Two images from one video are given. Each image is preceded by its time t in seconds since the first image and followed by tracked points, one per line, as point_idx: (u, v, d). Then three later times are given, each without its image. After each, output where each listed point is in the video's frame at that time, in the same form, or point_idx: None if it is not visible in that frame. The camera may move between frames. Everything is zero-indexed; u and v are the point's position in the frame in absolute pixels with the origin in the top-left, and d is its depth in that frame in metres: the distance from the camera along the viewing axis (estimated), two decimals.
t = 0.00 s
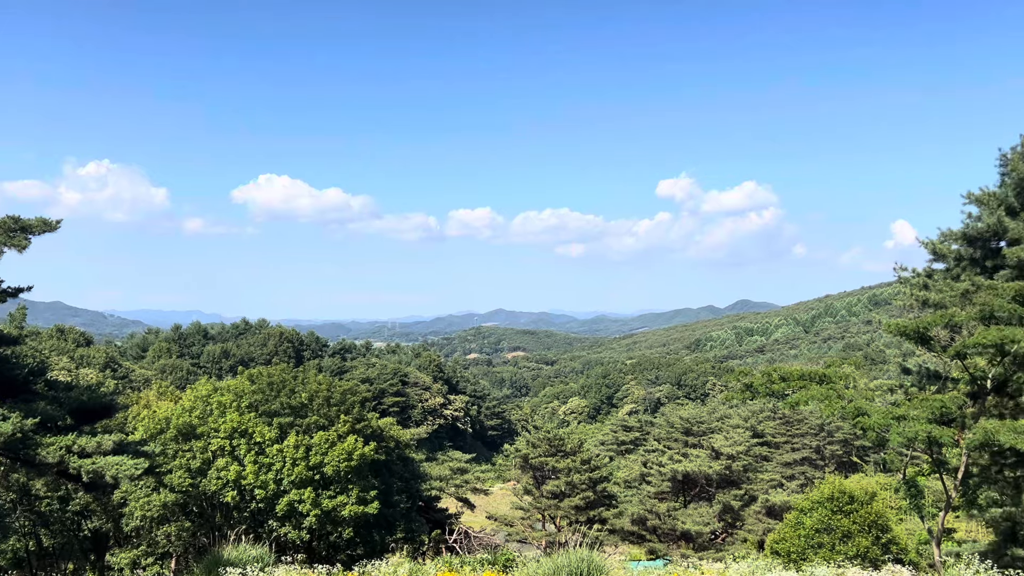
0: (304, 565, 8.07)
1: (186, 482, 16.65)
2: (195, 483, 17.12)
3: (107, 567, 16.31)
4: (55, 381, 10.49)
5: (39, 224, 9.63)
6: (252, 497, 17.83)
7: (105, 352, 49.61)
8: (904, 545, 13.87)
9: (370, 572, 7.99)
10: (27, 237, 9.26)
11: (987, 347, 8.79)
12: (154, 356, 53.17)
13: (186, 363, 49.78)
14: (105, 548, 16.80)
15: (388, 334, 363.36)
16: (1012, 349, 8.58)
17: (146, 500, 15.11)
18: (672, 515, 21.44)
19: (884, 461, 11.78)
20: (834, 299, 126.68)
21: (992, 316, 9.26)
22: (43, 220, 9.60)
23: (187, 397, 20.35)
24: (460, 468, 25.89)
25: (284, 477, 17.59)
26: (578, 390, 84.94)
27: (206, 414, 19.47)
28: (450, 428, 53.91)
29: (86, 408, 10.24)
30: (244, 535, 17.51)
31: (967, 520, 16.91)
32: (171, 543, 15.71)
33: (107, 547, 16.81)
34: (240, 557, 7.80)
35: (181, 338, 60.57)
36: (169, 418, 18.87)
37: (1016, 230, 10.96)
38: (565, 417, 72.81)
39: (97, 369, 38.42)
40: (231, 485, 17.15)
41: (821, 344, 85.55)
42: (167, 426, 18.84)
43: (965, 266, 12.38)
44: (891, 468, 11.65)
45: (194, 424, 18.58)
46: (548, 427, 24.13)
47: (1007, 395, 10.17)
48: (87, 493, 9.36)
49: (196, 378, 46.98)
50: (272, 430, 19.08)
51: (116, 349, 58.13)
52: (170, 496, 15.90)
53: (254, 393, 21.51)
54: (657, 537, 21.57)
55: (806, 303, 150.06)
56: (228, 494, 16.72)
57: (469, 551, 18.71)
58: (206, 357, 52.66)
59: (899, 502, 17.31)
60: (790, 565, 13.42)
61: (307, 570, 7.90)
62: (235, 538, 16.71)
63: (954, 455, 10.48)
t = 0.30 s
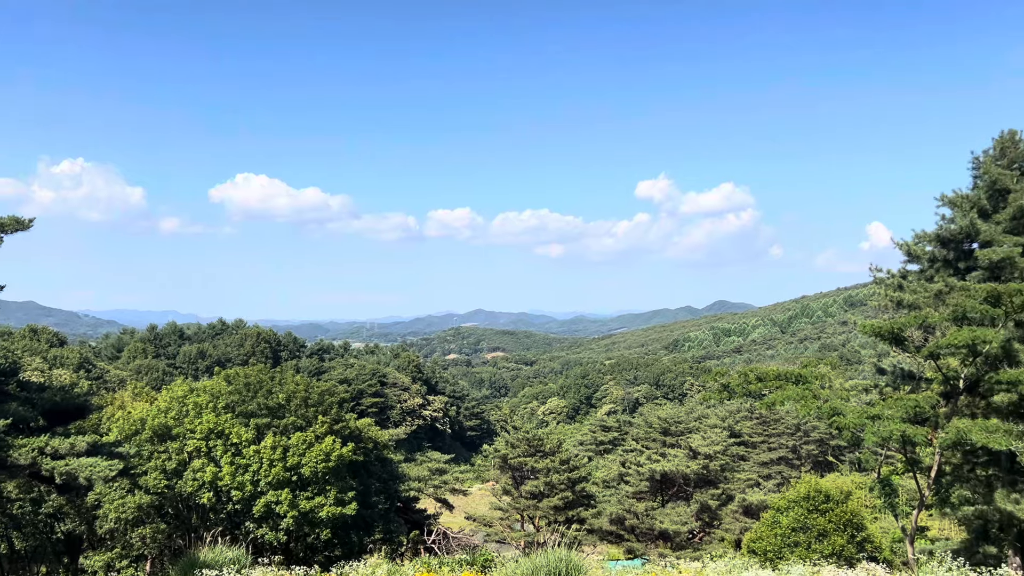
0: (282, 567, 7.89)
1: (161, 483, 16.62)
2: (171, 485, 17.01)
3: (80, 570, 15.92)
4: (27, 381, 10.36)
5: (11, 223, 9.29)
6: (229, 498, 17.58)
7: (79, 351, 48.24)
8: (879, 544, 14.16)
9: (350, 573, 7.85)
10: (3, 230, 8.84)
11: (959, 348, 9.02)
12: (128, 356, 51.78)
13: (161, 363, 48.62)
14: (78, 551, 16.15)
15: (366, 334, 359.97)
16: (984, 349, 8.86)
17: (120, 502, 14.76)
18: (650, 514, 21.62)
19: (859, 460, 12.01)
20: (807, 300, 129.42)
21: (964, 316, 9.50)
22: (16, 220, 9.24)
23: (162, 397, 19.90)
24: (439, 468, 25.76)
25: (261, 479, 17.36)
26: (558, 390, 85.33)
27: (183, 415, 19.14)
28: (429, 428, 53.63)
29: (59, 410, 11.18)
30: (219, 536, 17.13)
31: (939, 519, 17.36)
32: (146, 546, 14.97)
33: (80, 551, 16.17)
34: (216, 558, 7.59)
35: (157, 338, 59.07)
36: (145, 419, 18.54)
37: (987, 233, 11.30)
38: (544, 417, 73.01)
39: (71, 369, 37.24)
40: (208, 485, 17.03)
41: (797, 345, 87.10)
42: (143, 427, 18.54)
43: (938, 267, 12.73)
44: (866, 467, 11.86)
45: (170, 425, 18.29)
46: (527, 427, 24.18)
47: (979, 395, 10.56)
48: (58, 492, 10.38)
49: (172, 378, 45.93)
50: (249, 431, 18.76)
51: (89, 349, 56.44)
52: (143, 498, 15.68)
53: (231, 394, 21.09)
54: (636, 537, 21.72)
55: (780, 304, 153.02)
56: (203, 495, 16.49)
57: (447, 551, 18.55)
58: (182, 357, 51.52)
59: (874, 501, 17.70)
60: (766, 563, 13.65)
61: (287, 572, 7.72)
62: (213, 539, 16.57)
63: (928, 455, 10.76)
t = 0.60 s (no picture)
0: (258, 569, 7.69)
1: (136, 484, 16.02)
2: (145, 486, 16.43)
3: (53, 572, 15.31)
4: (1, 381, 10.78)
5: None
6: (204, 500, 17.13)
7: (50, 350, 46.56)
8: (853, 542, 14.42)
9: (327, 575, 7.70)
10: None
11: (932, 348, 9.28)
12: (102, 356, 50.11)
13: (135, 363, 47.20)
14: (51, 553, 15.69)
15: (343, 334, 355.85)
16: (956, 350, 9.16)
17: (92, 504, 14.81)
18: (628, 514, 21.74)
19: (834, 460, 12.24)
20: (781, 301, 131.81)
21: (938, 317, 9.76)
22: None
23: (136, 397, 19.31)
24: (417, 469, 25.55)
25: (237, 480, 17.02)
26: (536, 390, 85.55)
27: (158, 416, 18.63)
28: (407, 428, 53.19)
29: (30, 410, 11.04)
30: (195, 539, 16.81)
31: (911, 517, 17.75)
32: (120, 548, 15.09)
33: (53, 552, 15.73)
34: (191, 560, 7.36)
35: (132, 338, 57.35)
36: (118, 420, 17.80)
37: (958, 234, 11.64)
38: (522, 417, 73.01)
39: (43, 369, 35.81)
40: (183, 487, 16.52)
41: (773, 345, 88.63)
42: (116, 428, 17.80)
43: (912, 269, 13.05)
44: (840, 466, 12.09)
45: (144, 426, 17.71)
46: (505, 427, 24.17)
47: (950, 394, 10.76)
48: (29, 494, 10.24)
49: (147, 379, 44.68)
50: (225, 432, 18.37)
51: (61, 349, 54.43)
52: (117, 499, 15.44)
53: (206, 395, 20.63)
54: (613, 537, 21.84)
55: (754, 305, 155.65)
56: (179, 497, 16.09)
57: (425, 552, 18.37)
58: (157, 357, 50.10)
59: (848, 500, 18.06)
60: (743, 562, 13.84)
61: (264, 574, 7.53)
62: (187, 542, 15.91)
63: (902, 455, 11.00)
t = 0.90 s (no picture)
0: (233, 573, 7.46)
1: (109, 486, 15.66)
2: (118, 488, 15.99)
3: None
4: None
5: None
6: (178, 501, 16.69)
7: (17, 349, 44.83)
8: (827, 541, 14.69)
9: None
10: None
11: (905, 349, 9.55)
12: (75, 357, 48.41)
13: (107, 363, 45.67)
14: (19, 557, 14.57)
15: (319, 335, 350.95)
16: (927, 351, 9.44)
17: (64, 506, 14.15)
18: (605, 515, 21.83)
19: (809, 461, 12.44)
20: (756, 303, 134.18)
21: (909, 318, 10.06)
22: None
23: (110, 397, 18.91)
24: (393, 471, 25.28)
25: (212, 481, 16.63)
26: (514, 391, 85.62)
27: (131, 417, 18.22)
28: (385, 429, 52.67)
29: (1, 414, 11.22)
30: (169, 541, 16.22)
31: (883, 516, 18.16)
32: (91, 551, 14.58)
33: (21, 556, 14.61)
34: (164, 563, 7.10)
35: (106, 338, 55.71)
36: (92, 420, 17.41)
37: (930, 237, 11.99)
38: (500, 418, 72.99)
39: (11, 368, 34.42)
40: (157, 489, 16.16)
41: (749, 346, 90.11)
42: (88, 429, 17.36)
43: (886, 271, 13.41)
44: (815, 467, 12.32)
45: (118, 427, 17.27)
46: (483, 428, 24.12)
47: (923, 395, 11.07)
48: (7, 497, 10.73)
49: (121, 379, 43.31)
50: (199, 432, 18.06)
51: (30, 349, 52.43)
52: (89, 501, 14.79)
53: (181, 395, 20.50)
54: (590, 537, 21.93)
55: (729, 307, 158.23)
56: (152, 499, 15.74)
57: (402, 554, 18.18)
58: (131, 357, 48.58)
59: (822, 499, 18.42)
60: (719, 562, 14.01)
61: None
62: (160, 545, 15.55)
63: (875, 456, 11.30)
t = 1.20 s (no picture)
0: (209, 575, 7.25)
1: (81, 488, 15.17)
2: (90, 490, 15.54)
3: None
4: None
5: None
6: (152, 503, 16.35)
7: None
8: (802, 540, 14.93)
9: None
10: None
11: (879, 350, 9.79)
12: (46, 357, 46.22)
13: (80, 363, 43.95)
14: None
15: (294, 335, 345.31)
16: (900, 352, 9.70)
17: (35, 509, 13.52)
18: (583, 515, 21.87)
19: (785, 461, 12.62)
20: (731, 305, 136.45)
21: (883, 320, 10.30)
22: None
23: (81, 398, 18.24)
24: (370, 472, 24.96)
25: (186, 483, 16.24)
26: (492, 391, 85.54)
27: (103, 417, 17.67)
28: (362, 430, 52.05)
29: None
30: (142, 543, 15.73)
31: (857, 515, 18.49)
32: (63, 554, 13.74)
33: None
34: (137, 565, 6.87)
35: (79, 338, 53.96)
36: (63, 422, 16.67)
37: (905, 239, 12.31)
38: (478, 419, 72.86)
39: None
40: (131, 490, 15.69)
41: (726, 347, 91.51)
42: (60, 430, 16.49)
43: (861, 273, 13.71)
44: (791, 467, 12.50)
45: (91, 428, 16.77)
46: (462, 429, 24.01)
47: (895, 396, 11.39)
48: None
49: (94, 380, 41.76)
50: (174, 434, 17.63)
51: None
52: (59, 503, 14.19)
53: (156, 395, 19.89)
54: (567, 537, 21.96)
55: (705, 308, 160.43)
56: (126, 500, 15.24)
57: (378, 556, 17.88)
58: (104, 357, 46.93)
59: (797, 499, 18.73)
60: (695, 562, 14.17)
61: None
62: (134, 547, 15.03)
63: (850, 456, 11.53)
